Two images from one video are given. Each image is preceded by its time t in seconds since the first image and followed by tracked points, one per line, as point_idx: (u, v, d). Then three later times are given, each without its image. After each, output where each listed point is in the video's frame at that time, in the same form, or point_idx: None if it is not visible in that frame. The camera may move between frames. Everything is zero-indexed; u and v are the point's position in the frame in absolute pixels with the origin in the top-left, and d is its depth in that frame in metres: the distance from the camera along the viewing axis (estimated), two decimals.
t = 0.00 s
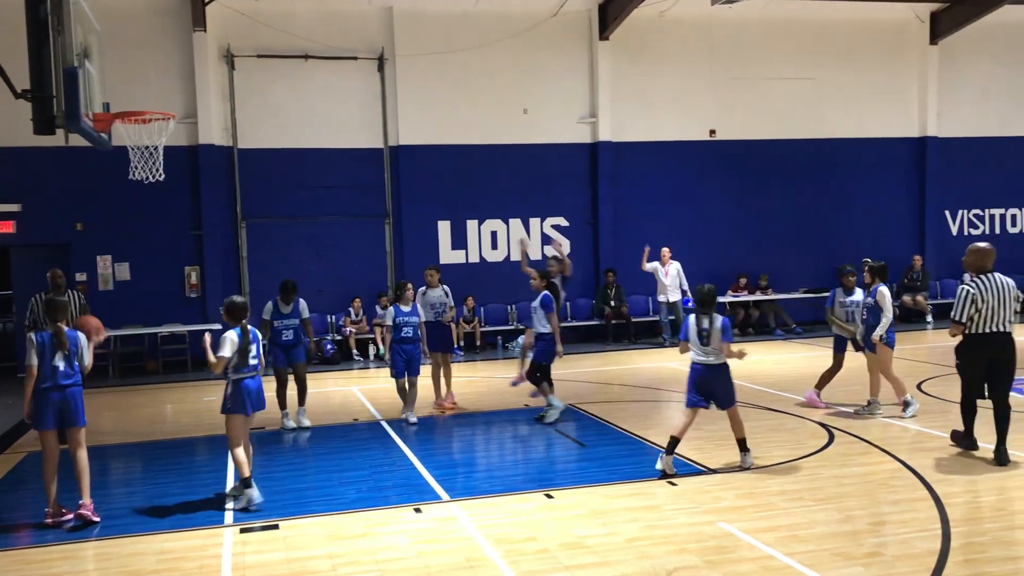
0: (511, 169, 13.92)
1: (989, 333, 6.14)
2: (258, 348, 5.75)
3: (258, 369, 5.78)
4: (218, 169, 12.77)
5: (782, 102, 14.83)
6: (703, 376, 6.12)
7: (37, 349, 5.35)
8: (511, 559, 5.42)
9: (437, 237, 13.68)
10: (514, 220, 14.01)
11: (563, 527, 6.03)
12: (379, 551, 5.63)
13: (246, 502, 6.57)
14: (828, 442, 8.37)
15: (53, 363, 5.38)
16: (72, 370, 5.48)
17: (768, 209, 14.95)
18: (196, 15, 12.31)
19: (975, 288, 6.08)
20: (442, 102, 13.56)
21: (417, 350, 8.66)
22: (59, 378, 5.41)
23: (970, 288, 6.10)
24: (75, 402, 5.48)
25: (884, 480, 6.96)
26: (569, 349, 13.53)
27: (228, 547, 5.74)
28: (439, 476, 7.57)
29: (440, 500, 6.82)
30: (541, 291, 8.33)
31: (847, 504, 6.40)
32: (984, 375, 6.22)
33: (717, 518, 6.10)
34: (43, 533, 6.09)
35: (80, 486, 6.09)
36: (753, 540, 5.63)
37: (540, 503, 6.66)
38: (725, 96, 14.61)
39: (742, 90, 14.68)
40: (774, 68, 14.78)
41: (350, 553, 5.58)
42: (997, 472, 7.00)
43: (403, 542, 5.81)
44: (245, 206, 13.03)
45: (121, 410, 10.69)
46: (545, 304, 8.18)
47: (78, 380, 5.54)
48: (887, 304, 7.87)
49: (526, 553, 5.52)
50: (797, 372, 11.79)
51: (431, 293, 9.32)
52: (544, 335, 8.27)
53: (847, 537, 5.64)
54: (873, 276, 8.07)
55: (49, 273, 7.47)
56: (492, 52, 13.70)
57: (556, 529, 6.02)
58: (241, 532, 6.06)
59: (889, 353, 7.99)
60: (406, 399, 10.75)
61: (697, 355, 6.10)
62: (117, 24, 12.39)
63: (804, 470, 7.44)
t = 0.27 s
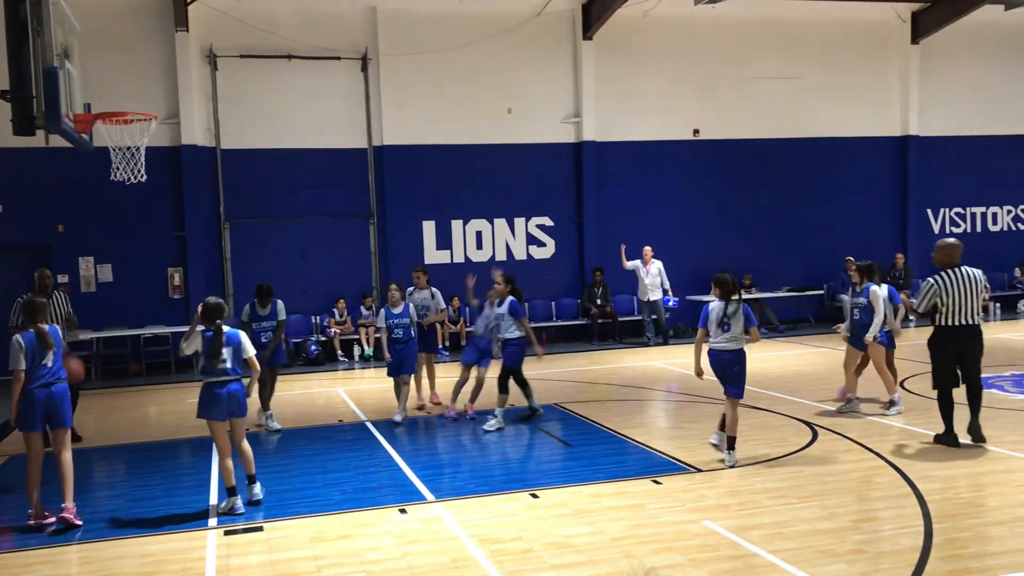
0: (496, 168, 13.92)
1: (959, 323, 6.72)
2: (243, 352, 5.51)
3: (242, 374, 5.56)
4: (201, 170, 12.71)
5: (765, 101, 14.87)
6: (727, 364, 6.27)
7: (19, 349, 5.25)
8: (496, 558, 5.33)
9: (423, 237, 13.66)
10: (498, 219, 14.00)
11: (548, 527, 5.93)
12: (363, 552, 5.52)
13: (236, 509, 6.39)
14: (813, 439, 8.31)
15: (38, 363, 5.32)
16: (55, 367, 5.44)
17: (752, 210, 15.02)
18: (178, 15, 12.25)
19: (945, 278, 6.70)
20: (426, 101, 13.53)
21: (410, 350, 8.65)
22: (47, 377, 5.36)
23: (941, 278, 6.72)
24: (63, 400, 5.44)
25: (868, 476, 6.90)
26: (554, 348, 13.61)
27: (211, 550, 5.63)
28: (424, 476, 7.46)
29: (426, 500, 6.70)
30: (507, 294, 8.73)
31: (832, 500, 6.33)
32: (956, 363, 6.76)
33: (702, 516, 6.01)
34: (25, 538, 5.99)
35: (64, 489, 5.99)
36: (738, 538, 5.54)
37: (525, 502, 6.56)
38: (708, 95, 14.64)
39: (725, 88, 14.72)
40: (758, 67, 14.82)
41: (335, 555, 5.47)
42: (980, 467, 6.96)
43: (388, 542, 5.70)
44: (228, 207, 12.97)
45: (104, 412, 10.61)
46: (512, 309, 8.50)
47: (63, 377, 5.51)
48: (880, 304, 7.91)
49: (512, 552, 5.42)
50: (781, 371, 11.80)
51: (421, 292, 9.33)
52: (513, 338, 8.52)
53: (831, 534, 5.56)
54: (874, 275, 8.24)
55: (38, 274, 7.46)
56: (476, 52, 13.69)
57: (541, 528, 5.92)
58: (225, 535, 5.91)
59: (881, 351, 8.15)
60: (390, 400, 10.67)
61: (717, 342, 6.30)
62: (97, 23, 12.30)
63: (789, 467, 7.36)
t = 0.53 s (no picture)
0: (484, 170, 13.94)
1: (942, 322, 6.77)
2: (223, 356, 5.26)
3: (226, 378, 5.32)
4: (188, 172, 12.68)
5: (752, 103, 14.94)
6: (752, 365, 6.40)
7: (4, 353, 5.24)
8: (484, 560, 5.29)
9: (411, 239, 13.66)
10: (486, 221, 14.02)
11: (536, 528, 5.89)
12: (351, 555, 5.46)
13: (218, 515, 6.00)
14: (800, 439, 8.24)
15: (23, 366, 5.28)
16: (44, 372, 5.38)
17: (740, 212, 15.10)
18: (165, 17, 12.21)
19: (931, 276, 6.74)
20: (414, 103, 13.53)
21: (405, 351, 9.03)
22: (34, 380, 5.31)
23: (926, 277, 6.76)
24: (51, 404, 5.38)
25: (855, 476, 6.87)
26: (542, 349, 13.65)
27: (199, 553, 5.57)
28: (413, 478, 7.40)
29: (415, 502, 6.64)
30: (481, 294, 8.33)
31: (820, 500, 6.29)
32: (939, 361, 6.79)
33: (690, 518, 5.96)
34: (14, 541, 5.84)
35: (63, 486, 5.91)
36: (725, 539, 5.50)
37: (513, 504, 6.50)
38: (695, 98, 14.70)
39: (711, 91, 14.78)
40: (744, 70, 14.89)
41: (323, 558, 5.42)
42: (966, 467, 6.95)
43: (376, 545, 5.65)
44: (216, 209, 12.95)
45: (91, 415, 10.55)
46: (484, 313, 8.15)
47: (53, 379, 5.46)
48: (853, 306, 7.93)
49: (500, 554, 5.39)
50: (769, 372, 11.81)
51: (402, 297, 9.54)
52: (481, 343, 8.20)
53: (818, 535, 5.52)
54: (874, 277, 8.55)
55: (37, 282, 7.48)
56: (464, 54, 13.70)
57: (529, 530, 5.87)
58: (214, 538, 5.84)
59: (855, 352, 8.17)
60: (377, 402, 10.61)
61: (739, 347, 6.37)
62: (84, 24, 12.25)
63: (777, 467, 7.32)
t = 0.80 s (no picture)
0: (475, 172, 13.94)
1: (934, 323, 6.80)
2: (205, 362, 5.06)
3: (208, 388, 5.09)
4: (179, 174, 12.65)
5: (743, 106, 14.98)
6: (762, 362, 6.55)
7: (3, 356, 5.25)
8: (475, 564, 5.16)
9: (402, 241, 13.65)
10: (477, 224, 14.00)
11: (526, 531, 5.74)
12: (340, 559, 5.33)
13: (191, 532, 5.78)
14: (791, 442, 8.11)
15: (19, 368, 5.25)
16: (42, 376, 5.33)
17: (730, 216, 15.14)
18: (156, 19, 12.18)
19: (926, 277, 6.79)
20: (404, 104, 13.52)
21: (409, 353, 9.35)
22: (28, 384, 5.25)
23: (921, 277, 6.81)
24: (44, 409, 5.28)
25: (846, 478, 6.77)
26: (532, 352, 13.63)
27: (187, 557, 5.42)
28: (403, 480, 7.25)
29: (405, 506, 6.47)
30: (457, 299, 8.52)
31: (811, 502, 6.18)
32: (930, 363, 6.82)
33: (680, 520, 5.85)
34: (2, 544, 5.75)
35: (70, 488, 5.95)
36: (715, 542, 5.38)
37: (504, 507, 6.35)
38: (685, 100, 14.74)
39: (701, 94, 14.81)
40: (735, 73, 14.93)
41: (313, 561, 5.29)
42: (954, 470, 6.89)
43: (366, 548, 5.51)
44: (206, 210, 12.91)
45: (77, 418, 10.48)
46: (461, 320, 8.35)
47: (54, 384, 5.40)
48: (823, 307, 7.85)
49: (490, 557, 5.26)
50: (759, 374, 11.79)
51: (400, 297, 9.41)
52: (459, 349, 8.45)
53: (807, 537, 5.41)
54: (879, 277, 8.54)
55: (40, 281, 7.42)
56: (455, 56, 13.70)
57: (519, 533, 5.73)
58: (204, 541, 5.69)
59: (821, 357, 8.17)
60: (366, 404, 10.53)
61: (751, 342, 6.55)
62: (74, 27, 12.23)
63: (768, 469, 7.21)
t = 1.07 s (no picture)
0: (465, 175, 13.94)
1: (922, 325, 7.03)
2: (182, 365, 5.05)
3: (184, 392, 5.09)
4: (167, 177, 12.61)
5: (731, 110, 15.04)
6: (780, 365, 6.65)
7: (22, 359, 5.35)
8: (464, 569, 5.01)
9: (391, 244, 13.63)
10: (466, 227, 13.98)
11: (515, 535, 5.62)
12: (327, 563, 5.16)
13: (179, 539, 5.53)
14: (779, 446, 8.10)
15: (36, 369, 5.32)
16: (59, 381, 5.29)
17: (719, 220, 15.19)
18: (145, 21, 12.13)
19: (913, 280, 6.99)
20: (393, 107, 13.51)
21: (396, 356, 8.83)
22: (33, 387, 5.29)
23: (907, 280, 7.00)
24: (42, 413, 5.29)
25: (834, 483, 6.74)
26: (521, 356, 13.62)
27: (172, 562, 5.19)
28: (392, 484, 7.12)
29: (393, 509, 6.32)
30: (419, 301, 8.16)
31: (799, 507, 6.13)
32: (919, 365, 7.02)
33: (668, 525, 5.78)
34: None
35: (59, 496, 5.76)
36: (703, 546, 5.31)
37: (492, 511, 6.24)
38: (674, 104, 14.77)
39: (690, 98, 14.85)
40: (724, 78, 14.98)
41: (300, 566, 5.10)
42: (940, 474, 6.88)
43: (354, 553, 5.34)
44: (194, 213, 12.85)
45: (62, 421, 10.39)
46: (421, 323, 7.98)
47: (61, 388, 5.30)
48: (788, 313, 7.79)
49: (479, 562, 5.11)
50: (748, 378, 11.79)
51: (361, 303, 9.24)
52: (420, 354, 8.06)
53: (794, 542, 5.36)
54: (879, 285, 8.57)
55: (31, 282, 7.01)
56: (445, 60, 13.71)
57: (509, 537, 5.61)
58: (190, 546, 5.47)
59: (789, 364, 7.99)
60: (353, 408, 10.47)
61: (770, 348, 6.61)
62: (62, 28, 12.18)
63: (756, 474, 7.16)
